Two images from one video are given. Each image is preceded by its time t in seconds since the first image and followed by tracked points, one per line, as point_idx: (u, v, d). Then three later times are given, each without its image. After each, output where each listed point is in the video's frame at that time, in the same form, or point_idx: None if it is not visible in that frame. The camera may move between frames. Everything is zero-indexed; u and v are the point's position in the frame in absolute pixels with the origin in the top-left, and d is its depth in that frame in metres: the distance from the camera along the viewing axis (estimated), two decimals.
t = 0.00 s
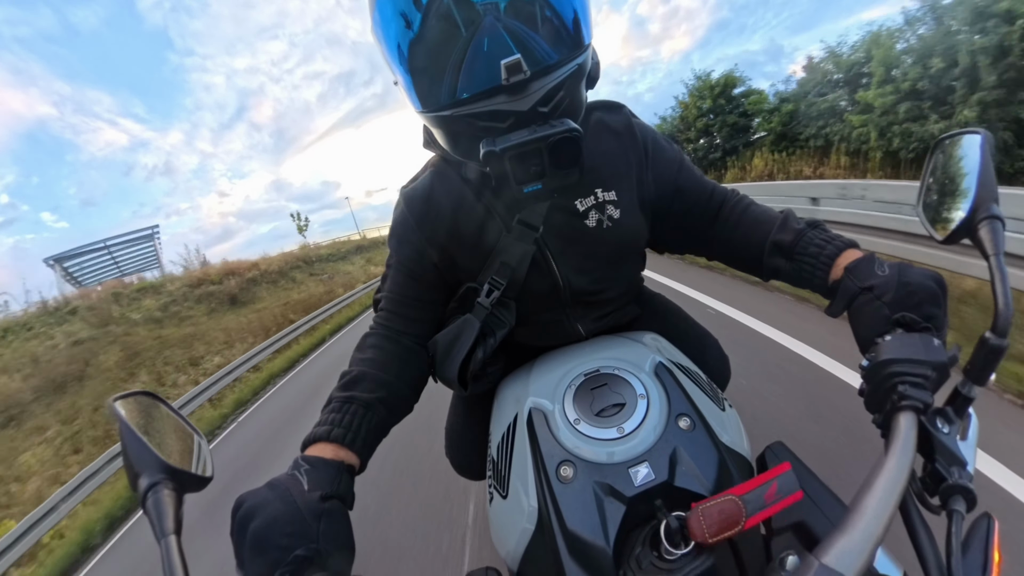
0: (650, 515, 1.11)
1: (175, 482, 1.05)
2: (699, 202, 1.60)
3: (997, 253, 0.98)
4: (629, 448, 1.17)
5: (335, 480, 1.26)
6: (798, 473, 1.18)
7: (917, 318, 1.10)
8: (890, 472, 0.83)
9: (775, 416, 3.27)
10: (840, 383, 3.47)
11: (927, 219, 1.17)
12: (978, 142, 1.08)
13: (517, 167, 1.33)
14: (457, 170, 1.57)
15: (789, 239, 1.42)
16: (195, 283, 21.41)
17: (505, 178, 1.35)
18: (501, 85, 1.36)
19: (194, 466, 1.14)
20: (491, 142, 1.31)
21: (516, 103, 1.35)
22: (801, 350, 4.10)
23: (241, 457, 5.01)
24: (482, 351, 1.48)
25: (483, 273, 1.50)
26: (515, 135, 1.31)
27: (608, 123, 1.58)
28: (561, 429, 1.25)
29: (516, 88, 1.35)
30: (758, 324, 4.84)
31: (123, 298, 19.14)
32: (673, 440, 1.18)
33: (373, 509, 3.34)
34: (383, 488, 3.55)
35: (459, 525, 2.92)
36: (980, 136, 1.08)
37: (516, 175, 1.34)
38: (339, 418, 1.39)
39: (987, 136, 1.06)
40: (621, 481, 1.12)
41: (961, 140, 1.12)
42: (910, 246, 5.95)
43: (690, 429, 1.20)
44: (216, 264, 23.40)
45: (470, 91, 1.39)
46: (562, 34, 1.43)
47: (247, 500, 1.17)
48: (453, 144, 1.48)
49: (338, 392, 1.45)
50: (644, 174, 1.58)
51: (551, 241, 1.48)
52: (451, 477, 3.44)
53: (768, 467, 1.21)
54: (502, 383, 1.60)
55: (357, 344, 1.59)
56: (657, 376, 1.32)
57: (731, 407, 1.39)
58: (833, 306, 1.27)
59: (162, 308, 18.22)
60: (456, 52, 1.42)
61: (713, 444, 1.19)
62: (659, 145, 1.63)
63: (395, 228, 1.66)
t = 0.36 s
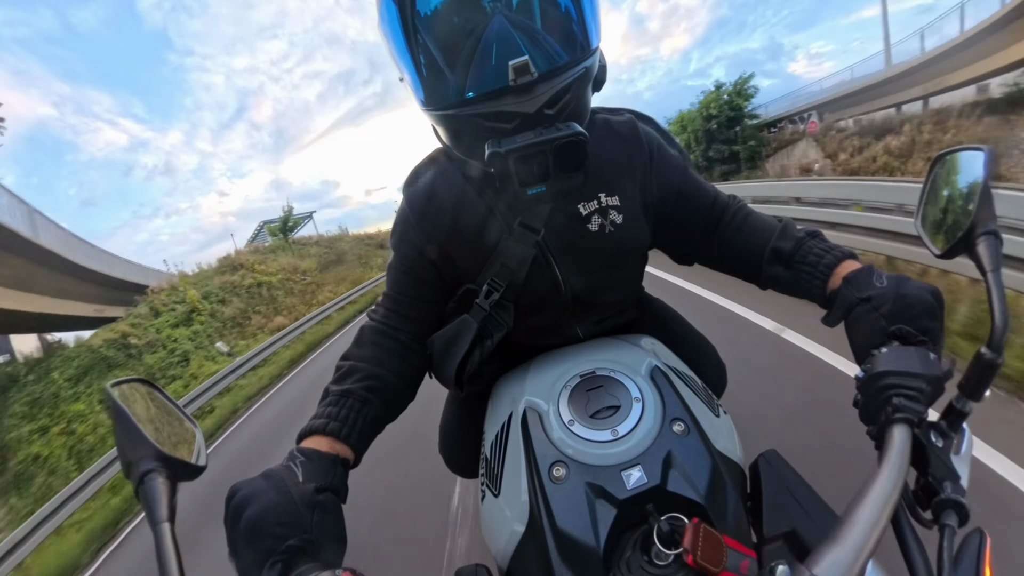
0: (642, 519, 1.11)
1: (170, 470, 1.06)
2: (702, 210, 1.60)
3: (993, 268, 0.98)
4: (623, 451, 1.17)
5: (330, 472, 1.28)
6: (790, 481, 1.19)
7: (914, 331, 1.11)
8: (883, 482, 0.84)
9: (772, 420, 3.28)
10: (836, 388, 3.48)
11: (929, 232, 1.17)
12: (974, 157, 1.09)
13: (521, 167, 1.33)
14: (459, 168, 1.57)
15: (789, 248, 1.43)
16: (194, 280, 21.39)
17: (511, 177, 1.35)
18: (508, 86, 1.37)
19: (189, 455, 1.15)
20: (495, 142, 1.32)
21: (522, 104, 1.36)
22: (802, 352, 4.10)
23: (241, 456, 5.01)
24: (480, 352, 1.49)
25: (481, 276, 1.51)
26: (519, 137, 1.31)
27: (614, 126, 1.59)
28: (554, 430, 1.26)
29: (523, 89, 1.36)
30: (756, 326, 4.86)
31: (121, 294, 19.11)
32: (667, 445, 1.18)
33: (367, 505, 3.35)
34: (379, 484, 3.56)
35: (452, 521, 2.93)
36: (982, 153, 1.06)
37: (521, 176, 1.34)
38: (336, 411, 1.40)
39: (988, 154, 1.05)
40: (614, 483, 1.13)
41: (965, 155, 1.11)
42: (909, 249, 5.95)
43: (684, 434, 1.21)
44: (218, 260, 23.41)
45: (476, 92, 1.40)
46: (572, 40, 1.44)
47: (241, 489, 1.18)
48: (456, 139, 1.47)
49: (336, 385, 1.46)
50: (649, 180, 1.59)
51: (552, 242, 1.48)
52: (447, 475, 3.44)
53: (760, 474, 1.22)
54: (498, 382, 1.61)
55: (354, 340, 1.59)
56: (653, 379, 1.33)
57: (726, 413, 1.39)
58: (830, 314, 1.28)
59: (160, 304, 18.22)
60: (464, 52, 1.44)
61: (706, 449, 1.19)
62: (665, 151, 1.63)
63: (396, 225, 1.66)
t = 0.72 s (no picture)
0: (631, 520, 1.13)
1: (159, 461, 1.08)
2: (701, 215, 1.61)
3: (984, 285, 1.00)
4: (614, 452, 1.18)
5: (322, 466, 1.29)
6: (778, 487, 1.20)
7: (905, 343, 1.10)
8: (871, 492, 0.85)
9: (767, 424, 3.31)
10: (831, 393, 3.51)
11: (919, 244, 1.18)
12: (946, 172, 1.13)
13: (523, 158, 1.33)
14: (458, 162, 1.58)
15: (785, 256, 1.44)
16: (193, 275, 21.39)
17: (511, 167, 1.34)
18: (511, 74, 1.36)
19: (181, 445, 1.18)
20: (498, 130, 1.31)
21: (525, 93, 1.36)
22: (798, 355, 4.12)
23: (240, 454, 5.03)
24: (470, 349, 1.49)
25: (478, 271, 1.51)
26: (522, 125, 1.31)
27: (617, 128, 1.59)
28: (547, 429, 1.27)
29: (526, 78, 1.36)
30: (753, 327, 4.89)
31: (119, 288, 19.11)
32: (658, 448, 1.20)
33: (361, 500, 3.37)
34: (373, 479, 3.58)
35: (444, 516, 2.94)
36: (975, 170, 1.08)
37: (523, 167, 1.34)
38: (328, 405, 1.41)
39: (981, 171, 1.07)
40: (604, 483, 1.14)
41: (949, 174, 1.12)
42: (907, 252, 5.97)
43: (675, 437, 1.22)
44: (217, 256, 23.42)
45: (479, 81, 1.40)
46: (575, 30, 1.43)
47: (231, 480, 1.19)
48: (459, 134, 1.49)
49: (329, 378, 1.47)
50: (651, 183, 1.60)
51: (550, 242, 1.49)
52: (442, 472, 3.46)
53: (750, 480, 1.24)
54: (492, 379, 1.62)
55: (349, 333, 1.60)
56: (646, 382, 1.34)
57: (717, 417, 1.41)
58: (823, 323, 1.28)
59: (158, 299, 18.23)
60: (468, 39, 1.42)
61: (697, 452, 1.21)
62: (669, 155, 1.64)
63: (396, 217, 1.67)
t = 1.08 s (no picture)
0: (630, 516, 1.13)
1: (161, 460, 1.09)
2: (701, 213, 1.62)
3: (982, 282, 1.00)
4: (613, 448, 1.19)
5: (324, 465, 1.29)
6: (778, 484, 1.21)
7: (904, 341, 1.13)
8: (869, 487, 0.85)
9: (767, 421, 3.30)
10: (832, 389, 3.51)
11: (920, 243, 1.17)
12: (946, 171, 1.13)
13: (522, 156, 1.34)
14: (457, 159, 1.58)
15: (785, 257, 1.44)
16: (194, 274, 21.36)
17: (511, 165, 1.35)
18: (510, 72, 1.37)
19: (187, 445, 1.15)
20: (497, 129, 1.32)
21: (524, 91, 1.38)
22: (799, 353, 4.11)
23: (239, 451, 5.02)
24: (472, 344, 1.50)
25: (477, 269, 1.52)
26: (521, 123, 1.32)
27: (617, 123, 1.60)
28: (546, 425, 1.28)
29: (526, 76, 1.37)
30: (755, 325, 4.88)
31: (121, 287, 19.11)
32: (657, 444, 1.20)
33: (362, 496, 3.37)
34: (374, 475, 3.58)
35: (445, 512, 2.94)
36: (973, 169, 1.08)
37: (522, 164, 1.34)
38: (329, 404, 1.41)
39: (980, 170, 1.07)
40: (603, 479, 1.14)
41: (946, 173, 1.13)
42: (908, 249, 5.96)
43: (674, 434, 1.22)
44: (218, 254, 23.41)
45: (477, 79, 1.40)
46: (576, 25, 1.42)
47: (234, 480, 1.19)
48: (458, 130, 1.49)
49: (330, 376, 1.48)
50: (651, 180, 1.60)
51: (550, 241, 1.49)
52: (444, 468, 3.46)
53: (749, 475, 1.24)
54: (491, 375, 1.62)
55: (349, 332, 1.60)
56: (645, 378, 1.34)
57: (717, 413, 1.41)
58: (822, 325, 1.29)
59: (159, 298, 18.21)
60: (466, 36, 1.41)
61: (695, 449, 1.21)
62: (669, 152, 1.64)
63: (394, 216, 1.67)
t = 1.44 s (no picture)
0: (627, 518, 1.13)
1: (159, 455, 1.09)
2: (701, 216, 1.63)
3: (981, 290, 1.00)
4: (610, 450, 1.19)
5: (322, 462, 1.30)
6: (773, 487, 1.21)
7: (903, 347, 1.13)
8: (866, 494, 0.85)
9: (766, 423, 3.31)
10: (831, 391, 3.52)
11: (921, 251, 1.19)
12: (948, 179, 1.15)
13: (522, 160, 1.34)
14: (457, 161, 1.58)
15: (784, 257, 1.45)
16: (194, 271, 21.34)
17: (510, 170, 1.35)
18: (511, 73, 1.36)
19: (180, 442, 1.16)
20: (497, 130, 1.32)
21: (525, 93, 1.37)
22: (799, 356, 4.11)
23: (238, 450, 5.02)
24: (466, 349, 1.51)
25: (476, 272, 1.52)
26: (521, 127, 1.31)
27: (617, 126, 1.60)
28: (544, 426, 1.28)
29: (526, 78, 1.36)
30: (755, 327, 4.89)
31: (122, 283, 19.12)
32: (654, 446, 1.20)
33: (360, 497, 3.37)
34: (373, 475, 3.59)
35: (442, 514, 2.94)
36: (971, 176, 1.10)
37: (521, 168, 1.34)
38: (328, 401, 1.42)
39: (979, 177, 1.08)
40: (600, 482, 1.15)
41: (949, 180, 1.15)
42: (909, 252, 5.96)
43: (672, 436, 1.23)
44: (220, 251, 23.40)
45: (476, 79, 1.40)
46: (577, 26, 1.42)
47: (232, 475, 1.20)
48: (458, 133, 1.49)
49: (329, 374, 1.48)
50: (652, 181, 1.60)
51: (549, 241, 1.50)
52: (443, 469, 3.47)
53: (745, 479, 1.24)
54: (487, 377, 1.62)
55: (349, 333, 1.61)
56: (643, 381, 1.35)
57: (714, 417, 1.41)
58: (822, 326, 1.30)
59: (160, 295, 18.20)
60: (465, 39, 1.41)
61: (692, 451, 1.22)
62: (670, 154, 1.65)
63: (393, 218, 1.68)
